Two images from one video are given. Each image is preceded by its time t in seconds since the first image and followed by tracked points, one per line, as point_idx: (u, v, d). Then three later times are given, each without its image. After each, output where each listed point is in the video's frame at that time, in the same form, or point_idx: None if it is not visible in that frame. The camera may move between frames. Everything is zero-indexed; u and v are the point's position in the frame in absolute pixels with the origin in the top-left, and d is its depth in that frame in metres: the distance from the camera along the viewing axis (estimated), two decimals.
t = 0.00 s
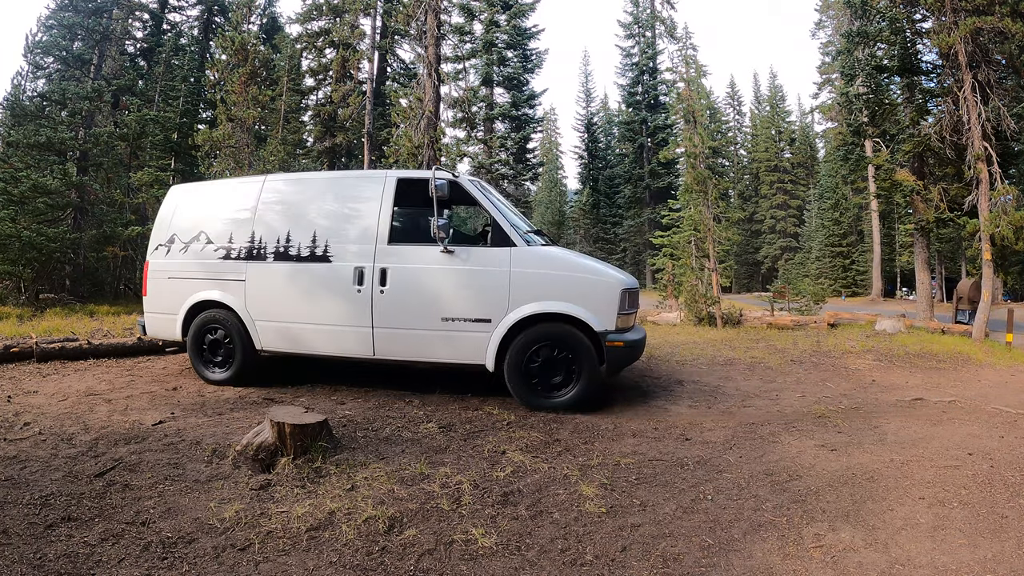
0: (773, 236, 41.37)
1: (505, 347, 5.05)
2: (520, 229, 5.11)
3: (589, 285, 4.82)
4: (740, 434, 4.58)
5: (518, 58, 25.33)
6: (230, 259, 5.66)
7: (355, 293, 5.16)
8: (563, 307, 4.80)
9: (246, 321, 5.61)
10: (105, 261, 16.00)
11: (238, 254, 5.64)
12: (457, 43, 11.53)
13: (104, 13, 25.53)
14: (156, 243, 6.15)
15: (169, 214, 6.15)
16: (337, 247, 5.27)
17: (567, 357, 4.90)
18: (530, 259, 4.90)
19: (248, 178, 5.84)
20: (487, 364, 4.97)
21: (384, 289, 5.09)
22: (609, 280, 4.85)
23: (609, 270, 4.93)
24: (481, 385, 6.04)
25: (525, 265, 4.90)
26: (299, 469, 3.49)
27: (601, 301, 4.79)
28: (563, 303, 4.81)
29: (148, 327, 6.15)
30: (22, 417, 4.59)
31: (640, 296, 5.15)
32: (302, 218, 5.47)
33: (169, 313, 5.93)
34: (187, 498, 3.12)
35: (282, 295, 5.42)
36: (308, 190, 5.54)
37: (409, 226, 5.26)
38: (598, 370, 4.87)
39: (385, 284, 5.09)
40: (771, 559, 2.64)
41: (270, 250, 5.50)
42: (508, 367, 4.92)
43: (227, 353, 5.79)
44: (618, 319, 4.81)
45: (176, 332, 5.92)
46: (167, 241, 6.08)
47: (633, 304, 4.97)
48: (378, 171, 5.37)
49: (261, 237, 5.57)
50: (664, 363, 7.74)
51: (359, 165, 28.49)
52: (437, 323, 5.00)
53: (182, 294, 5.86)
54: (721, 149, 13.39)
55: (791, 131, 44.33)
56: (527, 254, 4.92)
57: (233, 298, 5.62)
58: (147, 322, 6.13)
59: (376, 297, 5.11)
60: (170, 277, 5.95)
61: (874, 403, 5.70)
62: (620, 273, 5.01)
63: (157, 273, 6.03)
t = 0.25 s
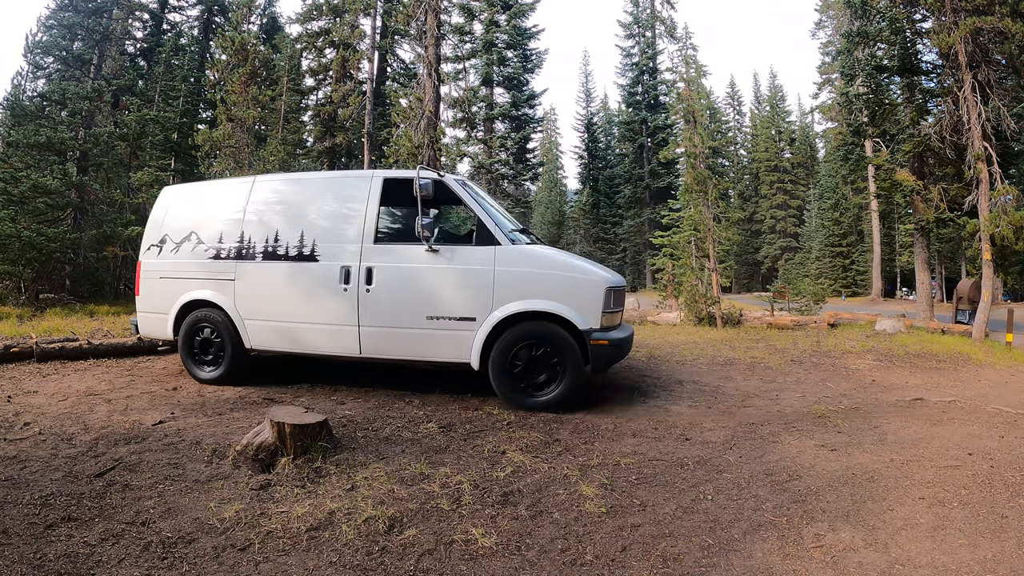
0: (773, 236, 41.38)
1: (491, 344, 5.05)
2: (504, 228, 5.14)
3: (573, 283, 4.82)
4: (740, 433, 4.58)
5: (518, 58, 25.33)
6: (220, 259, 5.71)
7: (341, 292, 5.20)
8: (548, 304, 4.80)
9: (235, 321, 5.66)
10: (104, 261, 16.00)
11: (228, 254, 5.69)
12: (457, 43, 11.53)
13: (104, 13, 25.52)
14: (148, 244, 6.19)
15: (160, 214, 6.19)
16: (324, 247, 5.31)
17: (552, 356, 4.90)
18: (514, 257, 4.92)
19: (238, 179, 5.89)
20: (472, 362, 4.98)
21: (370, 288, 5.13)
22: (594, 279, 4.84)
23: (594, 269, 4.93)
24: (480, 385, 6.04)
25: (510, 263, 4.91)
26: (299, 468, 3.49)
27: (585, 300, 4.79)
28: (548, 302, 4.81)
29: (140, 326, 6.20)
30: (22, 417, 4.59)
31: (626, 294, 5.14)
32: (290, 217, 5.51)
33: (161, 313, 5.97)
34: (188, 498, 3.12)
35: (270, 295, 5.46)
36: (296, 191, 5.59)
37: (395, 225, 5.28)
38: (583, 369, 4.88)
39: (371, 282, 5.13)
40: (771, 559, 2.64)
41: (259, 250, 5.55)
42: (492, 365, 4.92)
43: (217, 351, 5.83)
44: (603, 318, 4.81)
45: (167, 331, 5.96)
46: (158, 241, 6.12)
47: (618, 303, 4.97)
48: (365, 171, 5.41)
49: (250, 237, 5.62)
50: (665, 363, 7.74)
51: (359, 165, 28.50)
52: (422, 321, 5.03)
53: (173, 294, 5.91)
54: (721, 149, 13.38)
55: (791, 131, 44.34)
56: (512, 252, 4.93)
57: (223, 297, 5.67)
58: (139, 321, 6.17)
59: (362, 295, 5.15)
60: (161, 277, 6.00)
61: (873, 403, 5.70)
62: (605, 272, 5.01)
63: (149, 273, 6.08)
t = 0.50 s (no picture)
0: (774, 236, 41.37)
1: (482, 344, 5.06)
2: (495, 228, 5.14)
3: (564, 285, 4.82)
4: (741, 433, 4.58)
5: (518, 58, 25.33)
6: (214, 259, 5.73)
7: (333, 292, 5.22)
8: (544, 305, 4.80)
9: (229, 321, 5.68)
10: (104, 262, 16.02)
11: (221, 254, 5.70)
12: (457, 43, 11.54)
13: (104, 13, 25.50)
14: (142, 244, 6.19)
15: (155, 214, 6.19)
16: (316, 247, 5.33)
17: (542, 357, 4.89)
18: (505, 258, 4.92)
19: (233, 180, 5.92)
20: (462, 360, 4.98)
21: (361, 288, 5.14)
22: (585, 280, 4.84)
23: (585, 269, 4.92)
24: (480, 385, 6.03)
25: (501, 264, 4.91)
26: (299, 468, 3.49)
27: (577, 301, 4.79)
28: (539, 302, 4.81)
29: (134, 326, 6.20)
30: (22, 417, 4.59)
31: (618, 294, 5.13)
32: (283, 218, 5.53)
33: (156, 313, 5.98)
34: (188, 498, 3.12)
35: (264, 295, 5.48)
36: (289, 191, 5.61)
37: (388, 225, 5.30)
38: (573, 370, 4.86)
39: (363, 282, 5.14)
40: (771, 559, 2.64)
41: (253, 250, 5.57)
42: (482, 365, 4.94)
43: (211, 349, 5.83)
44: (594, 318, 4.81)
45: (161, 331, 5.97)
46: (152, 241, 6.12)
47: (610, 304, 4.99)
48: (358, 172, 5.42)
49: (244, 237, 5.64)
50: (665, 363, 7.74)
51: (359, 165, 28.53)
52: (413, 321, 5.05)
53: (168, 294, 5.91)
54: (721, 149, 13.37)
55: (791, 131, 44.35)
56: (502, 253, 4.93)
57: (218, 297, 5.68)
58: (133, 321, 6.16)
59: (354, 295, 5.17)
60: (155, 276, 6.00)
61: (874, 403, 5.70)
62: (597, 272, 5.00)
63: (143, 273, 6.08)
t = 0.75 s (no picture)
0: (774, 236, 41.37)
1: (476, 344, 5.07)
2: (489, 228, 5.14)
3: (559, 284, 4.82)
4: (740, 433, 4.58)
5: (518, 58, 25.37)
6: (211, 259, 5.73)
7: (328, 292, 5.23)
8: (541, 306, 4.80)
9: (226, 321, 5.69)
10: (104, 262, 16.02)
11: (218, 255, 5.71)
12: (457, 43, 11.54)
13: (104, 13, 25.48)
14: (139, 244, 6.19)
15: (152, 214, 6.20)
16: (311, 247, 5.35)
17: (536, 356, 4.90)
18: (500, 258, 4.92)
19: (230, 180, 5.93)
20: (457, 359, 4.98)
21: (356, 288, 5.15)
22: (580, 279, 4.84)
23: (580, 269, 4.92)
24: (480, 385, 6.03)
25: (495, 264, 4.91)
26: (298, 468, 3.49)
27: (572, 300, 4.79)
28: (533, 302, 4.81)
29: (132, 326, 6.20)
30: (22, 417, 4.59)
31: (613, 294, 5.15)
32: (279, 218, 5.53)
33: (152, 313, 5.98)
34: (188, 498, 3.12)
35: (261, 295, 5.49)
36: (285, 191, 5.62)
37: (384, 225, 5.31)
38: (567, 369, 4.86)
39: (359, 281, 5.15)
40: (771, 559, 2.64)
41: (249, 250, 5.58)
42: (477, 366, 4.94)
43: (208, 349, 5.84)
44: (588, 318, 4.81)
45: (159, 331, 5.98)
46: (148, 242, 6.13)
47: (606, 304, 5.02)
48: (353, 172, 5.43)
49: (240, 237, 5.65)
50: (665, 363, 7.74)
51: (359, 165, 28.55)
52: (408, 320, 5.06)
53: (165, 294, 5.92)
54: (721, 149, 13.35)
55: (791, 131, 44.36)
56: (497, 253, 4.93)
57: (214, 297, 5.69)
58: (131, 321, 6.17)
59: (349, 295, 5.17)
60: (152, 277, 6.00)
61: (874, 403, 5.70)
62: (592, 272, 5.00)
63: (141, 274, 6.09)
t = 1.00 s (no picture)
0: (774, 236, 41.37)
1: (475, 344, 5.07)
2: (488, 228, 5.15)
3: (558, 284, 4.82)
4: (740, 433, 4.58)
5: (518, 58, 25.46)
6: (210, 259, 5.73)
7: (327, 292, 5.23)
8: (540, 306, 4.80)
9: (224, 322, 5.69)
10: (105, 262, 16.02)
11: (217, 255, 5.71)
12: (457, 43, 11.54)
13: (104, 13, 25.46)
14: (138, 244, 6.19)
15: (151, 215, 6.19)
16: (311, 247, 5.34)
17: (535, 356, 4.89)
18: (499, 258, 4.92)
19: (229, 181, 5.93)
20: (456, 359, 4.98)
21: (356, 288, 5.15)
22: (579, 279, 4.84)
23: (579, 269, 4.92)
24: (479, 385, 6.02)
25: (494, 264, 4.91)
26: (298, 469, 3.49)
27: (571, 300, 4.79)
28: (532, 302, 4.81)
29: (131, 326, 6.20)
30: (22, 417, 4.59)
31: (612, 294, 5.16)
32: (278, 218, 5.54)
33: (152, 313, 5.98)
34: (188, 498, 3.12)
35: (260, 295, 5.50)
36: (284, 191, 5.62)
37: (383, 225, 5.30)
38: (566, 369, 4.86)
39: (358, 281, 5.14)
40: (771, 559, 2.64)
41: (248, 250, 5.58)
42: (475, 366, 4.94)
43: (207, 350, 5.84)
44: (587, 318, 4.81)
45: (158, 331, 5.98)
46: (148, 242, 6.13)
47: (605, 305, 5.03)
48: (352, 172, 5.43)
49: (239, 238, 5.65)
50: (665, 363, 7.73)
51: (359, 165, 28.57)
52: (407, 320, 5.06)
53: (164, 294, 5.91)
54: (721, 149, 13.34)
55: (791, 131, 44.36)
56: (496, 253, 4.94)
57: (213, 297, 5.69)
58: (130, 321, 6.17)
59: (348, 295, 5.17)
60: (151, 277, 6.00)
61: (874, 403, 5.69)
62: (591, 272, 5.00)
63: (140, 274, 6.08)
